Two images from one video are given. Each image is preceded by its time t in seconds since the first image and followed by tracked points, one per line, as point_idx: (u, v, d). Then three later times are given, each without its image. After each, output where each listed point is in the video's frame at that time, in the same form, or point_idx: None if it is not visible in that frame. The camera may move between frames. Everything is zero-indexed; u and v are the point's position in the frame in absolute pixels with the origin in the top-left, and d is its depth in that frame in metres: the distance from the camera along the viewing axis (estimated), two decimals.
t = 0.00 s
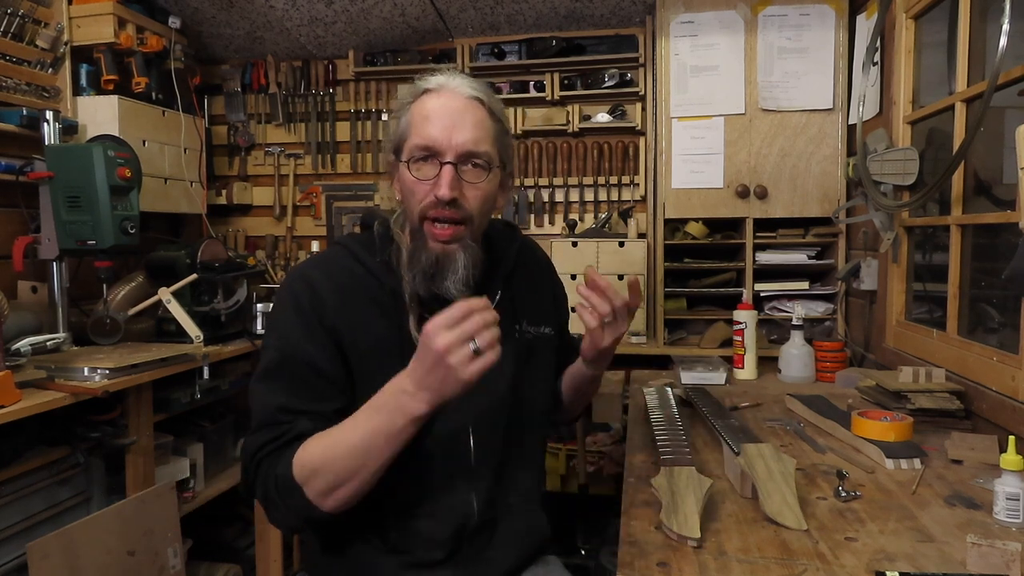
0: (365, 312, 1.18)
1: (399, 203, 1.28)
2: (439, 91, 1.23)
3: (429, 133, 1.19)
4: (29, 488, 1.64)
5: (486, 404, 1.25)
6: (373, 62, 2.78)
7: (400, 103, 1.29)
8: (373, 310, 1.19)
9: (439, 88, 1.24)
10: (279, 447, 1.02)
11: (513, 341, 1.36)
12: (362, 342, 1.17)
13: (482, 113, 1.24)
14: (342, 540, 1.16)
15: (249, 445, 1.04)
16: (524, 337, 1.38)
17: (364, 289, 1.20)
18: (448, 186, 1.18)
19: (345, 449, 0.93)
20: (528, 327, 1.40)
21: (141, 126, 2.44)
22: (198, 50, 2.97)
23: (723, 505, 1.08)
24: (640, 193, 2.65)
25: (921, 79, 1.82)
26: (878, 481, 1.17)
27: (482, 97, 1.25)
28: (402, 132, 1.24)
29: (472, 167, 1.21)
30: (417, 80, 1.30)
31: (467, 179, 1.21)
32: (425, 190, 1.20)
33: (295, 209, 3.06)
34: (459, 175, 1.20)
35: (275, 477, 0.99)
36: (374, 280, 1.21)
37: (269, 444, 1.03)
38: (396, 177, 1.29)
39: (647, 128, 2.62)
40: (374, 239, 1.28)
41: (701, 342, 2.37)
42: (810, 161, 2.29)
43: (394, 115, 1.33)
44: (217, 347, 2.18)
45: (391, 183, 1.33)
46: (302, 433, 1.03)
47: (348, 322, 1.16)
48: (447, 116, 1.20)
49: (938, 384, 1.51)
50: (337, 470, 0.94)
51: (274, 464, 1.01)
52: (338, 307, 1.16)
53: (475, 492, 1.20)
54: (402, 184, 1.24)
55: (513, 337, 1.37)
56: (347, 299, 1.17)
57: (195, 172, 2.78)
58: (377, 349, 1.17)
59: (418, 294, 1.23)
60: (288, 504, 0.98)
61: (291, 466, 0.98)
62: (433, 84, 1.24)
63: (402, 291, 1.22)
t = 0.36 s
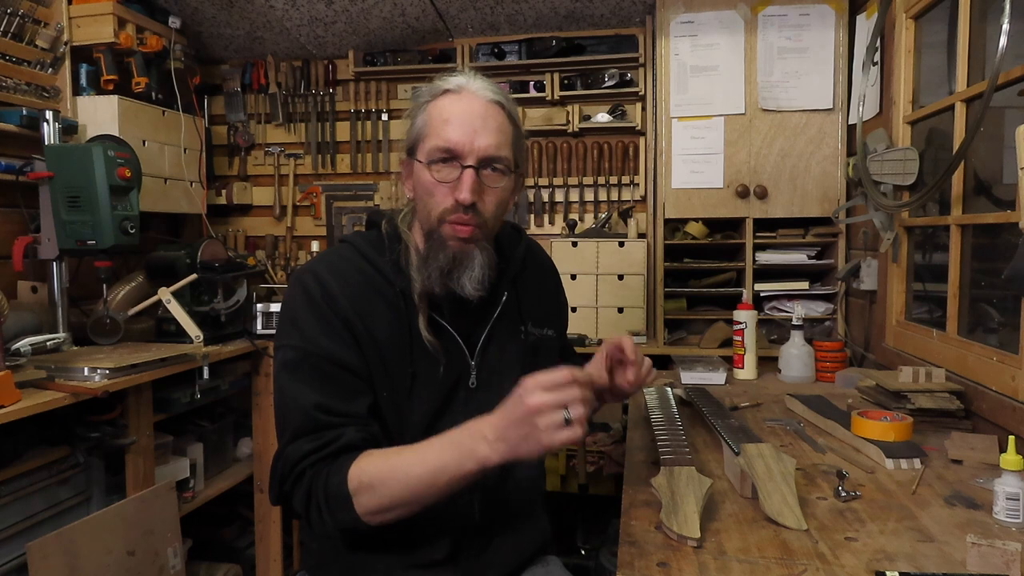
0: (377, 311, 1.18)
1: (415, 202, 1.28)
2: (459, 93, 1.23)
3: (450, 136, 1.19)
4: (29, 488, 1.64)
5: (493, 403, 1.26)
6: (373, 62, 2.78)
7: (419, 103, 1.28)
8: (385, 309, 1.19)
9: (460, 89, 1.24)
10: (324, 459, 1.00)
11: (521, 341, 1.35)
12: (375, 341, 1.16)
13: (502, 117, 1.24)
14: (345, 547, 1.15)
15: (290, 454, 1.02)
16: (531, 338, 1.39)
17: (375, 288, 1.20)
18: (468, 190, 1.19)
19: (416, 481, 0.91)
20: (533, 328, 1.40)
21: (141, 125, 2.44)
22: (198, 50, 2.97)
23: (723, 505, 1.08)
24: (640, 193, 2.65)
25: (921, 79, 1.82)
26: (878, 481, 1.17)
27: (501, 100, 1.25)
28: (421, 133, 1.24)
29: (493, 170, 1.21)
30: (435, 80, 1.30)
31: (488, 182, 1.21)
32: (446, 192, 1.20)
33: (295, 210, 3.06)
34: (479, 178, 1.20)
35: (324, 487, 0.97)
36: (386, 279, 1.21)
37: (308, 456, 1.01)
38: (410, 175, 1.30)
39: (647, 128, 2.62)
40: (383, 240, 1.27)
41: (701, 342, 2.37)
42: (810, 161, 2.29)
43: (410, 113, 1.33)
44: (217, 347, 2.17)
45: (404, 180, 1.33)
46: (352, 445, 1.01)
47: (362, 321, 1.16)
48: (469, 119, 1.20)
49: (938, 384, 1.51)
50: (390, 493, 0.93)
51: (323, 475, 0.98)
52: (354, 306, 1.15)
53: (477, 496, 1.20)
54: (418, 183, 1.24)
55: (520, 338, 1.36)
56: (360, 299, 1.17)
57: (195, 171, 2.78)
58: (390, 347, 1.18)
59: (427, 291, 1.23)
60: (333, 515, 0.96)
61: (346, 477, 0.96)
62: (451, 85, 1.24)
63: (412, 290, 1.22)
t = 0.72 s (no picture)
0: (393, 316, 1.15)
1: (504, 234, 1.16)
2: (570, 130, 1.14)
3: (576, 185, 1.14)
4: (29, 488, 1.64)
5: (498, 409, 1.28)
6: (373, 62, 2.78)
7: (519, 130, 1.10)
8: (399, 315, 1.16)
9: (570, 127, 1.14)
10: (351, 480, 1.00)
11: (525, 345, 1.36)
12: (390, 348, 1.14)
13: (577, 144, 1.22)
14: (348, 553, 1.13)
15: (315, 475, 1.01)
16: (535, 339, 1.39)
17: (388, 292, 1.16)
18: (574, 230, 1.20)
19: (451, 517, 0.95)
20: (537, 329, 1.40)
21: (141, 125, 2.44)
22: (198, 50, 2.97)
23: (723, 505, 1.08)
24: (640, 193, 2.65)
25: (921, 78, 1.82)
26: (878, 481, 1.17)
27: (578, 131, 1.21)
28: (534, 171, 1.11)
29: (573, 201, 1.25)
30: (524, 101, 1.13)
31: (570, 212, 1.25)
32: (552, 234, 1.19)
33: (295, 210, 3.06)
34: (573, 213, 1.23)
35: (350, 508, 0.99)
36: (399, 283, 1.17)
37: (337, 474, 1.00)
38: (503, 203, 1.13)
39: (647, 128, 2.62)
40: (391, 241, 1.23)
41: (701, 342, 2.37)
42: (810, 161, 2.29)
43: (489, 129, 1.12)
44: (217, 346, 2.18)
45: (478, 202, 1.14)
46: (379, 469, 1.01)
47: (377, 328, 1.13)
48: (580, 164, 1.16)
49: (939, 384, 1.51)
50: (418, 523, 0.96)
51: (350, 496, 1.00)
52: (369, 315, 1.12)
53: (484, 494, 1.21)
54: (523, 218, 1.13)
55: (525, 341, 1.36)
56: (374, 305, 1.13)
57: (195, 172, 2.78)
58: (405, 354, 1.16)
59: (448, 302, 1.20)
60: (358, 537, 0.99)
61: (374, 501, 0.98)
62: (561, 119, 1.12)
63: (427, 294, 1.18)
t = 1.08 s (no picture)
0: (394, 314, 1.15)
1: (521, 230, 1.18)
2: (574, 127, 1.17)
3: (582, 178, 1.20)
4: (29, 488, 1.64)
5: (499, 404, 1.28)
6: (373, 62, 2.77)
7: (537, 132, 1.11)
8: (400, 313, 1.16)
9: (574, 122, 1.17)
10: (353, 479, 1.00)
11: (523, 340, 1.36)
12: (391, 345, 1.14)
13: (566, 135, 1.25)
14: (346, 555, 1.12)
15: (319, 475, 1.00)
16: (532, 335, 1.40)
17: (389, 290, 1.16)
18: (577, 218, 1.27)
19: (452, 511, 0.94)
20: (534, 325, 1.41)
21: (141, 125, 2.44)
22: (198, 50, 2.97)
23: (723, 505, 1.08)
24: (640, 193, 2.65)
25: (922, 79, 1.82)
26: (878, 481, 1.17)
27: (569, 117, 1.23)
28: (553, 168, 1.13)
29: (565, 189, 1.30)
30: (533, 99, 1.14)
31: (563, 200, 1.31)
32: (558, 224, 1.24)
33: (295, 209, 3.06)
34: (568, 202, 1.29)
35: (353, 507, 0.99)
36: (400, 282, 1.17)
37: (339, 473, 1.00)
38: (520, 208, 1.15)
39: (647, 128, 2.62)
40: (389, 240, 1.22)
41: (701, 342, 2.37)
42: (810, 161, 2.29)
43: (504, 133, 1.10)
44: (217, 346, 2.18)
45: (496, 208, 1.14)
46: (381, 469, 1.01)
47: (379, 326, 1.12)
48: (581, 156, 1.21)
49: (939, 384, 1.51)
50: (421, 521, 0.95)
51: (352, 496, 0.99)
52: (371, 313, 1.12)
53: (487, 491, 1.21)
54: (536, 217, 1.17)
55: (523, 337, 1.37)
56: (375, 303, 1.13)
57: (195, 171, 2.78)
58: (406, 351, 1.15)
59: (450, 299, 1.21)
60: (361, 537, 0.98)
61: (376, 499, 0.98)
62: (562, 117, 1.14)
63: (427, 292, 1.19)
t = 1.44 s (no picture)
0: (388, 304, 1.16)
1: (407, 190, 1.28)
2: (442, 79, 1.25)
3: (431, 115, 1.21)
4: (29, 488, 1.64)
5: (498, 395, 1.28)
6: (373, 62, 2.77)
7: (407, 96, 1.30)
8: (395, 305, 1.17)
9: (440, 75, 1.26)
10: (324, 457, 0.98)
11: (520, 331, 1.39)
12: (385, 335, 1.14)
13: (480, 95, 1.26)
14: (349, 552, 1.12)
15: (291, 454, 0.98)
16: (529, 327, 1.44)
17: (386, 283, 1.17)
18: (446, 166, 1.19)
19: (417, 468, 0.90)
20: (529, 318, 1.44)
21: (141, 125, 2.44)
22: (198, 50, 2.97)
23: (723, 505, 1.08)
24: (640, 193, 2.65)
25: (921, 79, 1.82)
26: (878, 481, 1.17)
27: (483, 82, 1.28)
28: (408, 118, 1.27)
29: (473, 146, 1.23)
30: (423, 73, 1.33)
31: (468, 158, 1.22)
32: (427, 172, 1.22)
33: (295, 210, 3.06)
34: (459, 154, 1.21)
35: (324, 484, 0.96)
36: (395, 276, 1.19)
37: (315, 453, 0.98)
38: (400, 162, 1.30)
39: (647, 128, 2.62)
40: (385, 234, 1.25)
41: (701, 342, 2.37)
42: (810, 161, 2.29)
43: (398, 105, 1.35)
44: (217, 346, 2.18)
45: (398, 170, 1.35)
46: (355, 443, 0.98)
47: (373, 317, 1.13)
48: (446, 100, 1.22)
49: (939, 384, 1.51)
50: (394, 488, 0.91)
51: (323, 476, 0.97)
52: (365, 303, 1.12)
53: (485, 481, 1.22)
54: (406, 168, 1.26)
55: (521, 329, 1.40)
56: (370, 295, 1.14)
57: (195, 171, 2.78)
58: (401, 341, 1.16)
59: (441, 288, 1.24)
60: (339, 516, 0.94)
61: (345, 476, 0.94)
62: (433, 72, 1.27)
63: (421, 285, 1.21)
